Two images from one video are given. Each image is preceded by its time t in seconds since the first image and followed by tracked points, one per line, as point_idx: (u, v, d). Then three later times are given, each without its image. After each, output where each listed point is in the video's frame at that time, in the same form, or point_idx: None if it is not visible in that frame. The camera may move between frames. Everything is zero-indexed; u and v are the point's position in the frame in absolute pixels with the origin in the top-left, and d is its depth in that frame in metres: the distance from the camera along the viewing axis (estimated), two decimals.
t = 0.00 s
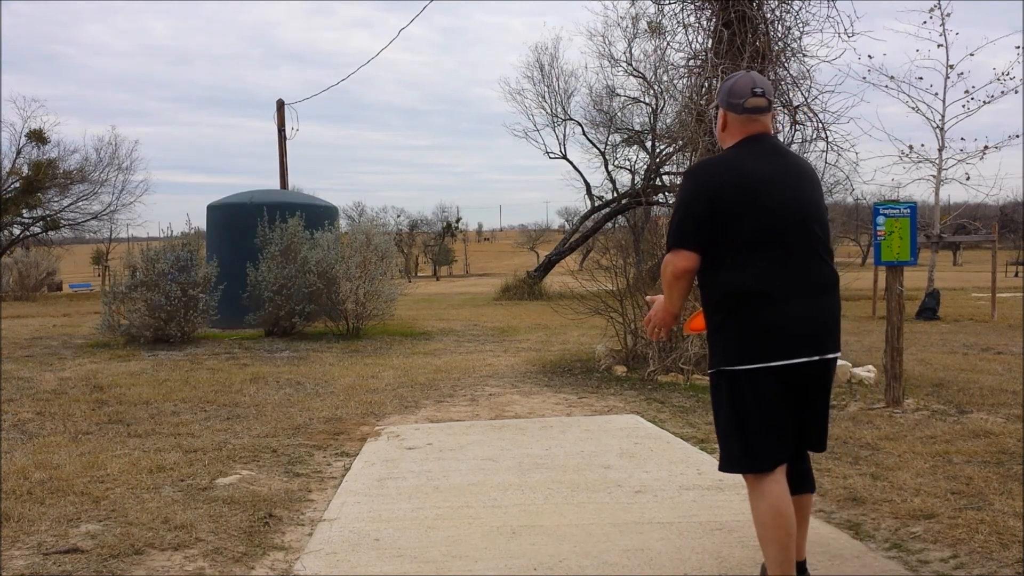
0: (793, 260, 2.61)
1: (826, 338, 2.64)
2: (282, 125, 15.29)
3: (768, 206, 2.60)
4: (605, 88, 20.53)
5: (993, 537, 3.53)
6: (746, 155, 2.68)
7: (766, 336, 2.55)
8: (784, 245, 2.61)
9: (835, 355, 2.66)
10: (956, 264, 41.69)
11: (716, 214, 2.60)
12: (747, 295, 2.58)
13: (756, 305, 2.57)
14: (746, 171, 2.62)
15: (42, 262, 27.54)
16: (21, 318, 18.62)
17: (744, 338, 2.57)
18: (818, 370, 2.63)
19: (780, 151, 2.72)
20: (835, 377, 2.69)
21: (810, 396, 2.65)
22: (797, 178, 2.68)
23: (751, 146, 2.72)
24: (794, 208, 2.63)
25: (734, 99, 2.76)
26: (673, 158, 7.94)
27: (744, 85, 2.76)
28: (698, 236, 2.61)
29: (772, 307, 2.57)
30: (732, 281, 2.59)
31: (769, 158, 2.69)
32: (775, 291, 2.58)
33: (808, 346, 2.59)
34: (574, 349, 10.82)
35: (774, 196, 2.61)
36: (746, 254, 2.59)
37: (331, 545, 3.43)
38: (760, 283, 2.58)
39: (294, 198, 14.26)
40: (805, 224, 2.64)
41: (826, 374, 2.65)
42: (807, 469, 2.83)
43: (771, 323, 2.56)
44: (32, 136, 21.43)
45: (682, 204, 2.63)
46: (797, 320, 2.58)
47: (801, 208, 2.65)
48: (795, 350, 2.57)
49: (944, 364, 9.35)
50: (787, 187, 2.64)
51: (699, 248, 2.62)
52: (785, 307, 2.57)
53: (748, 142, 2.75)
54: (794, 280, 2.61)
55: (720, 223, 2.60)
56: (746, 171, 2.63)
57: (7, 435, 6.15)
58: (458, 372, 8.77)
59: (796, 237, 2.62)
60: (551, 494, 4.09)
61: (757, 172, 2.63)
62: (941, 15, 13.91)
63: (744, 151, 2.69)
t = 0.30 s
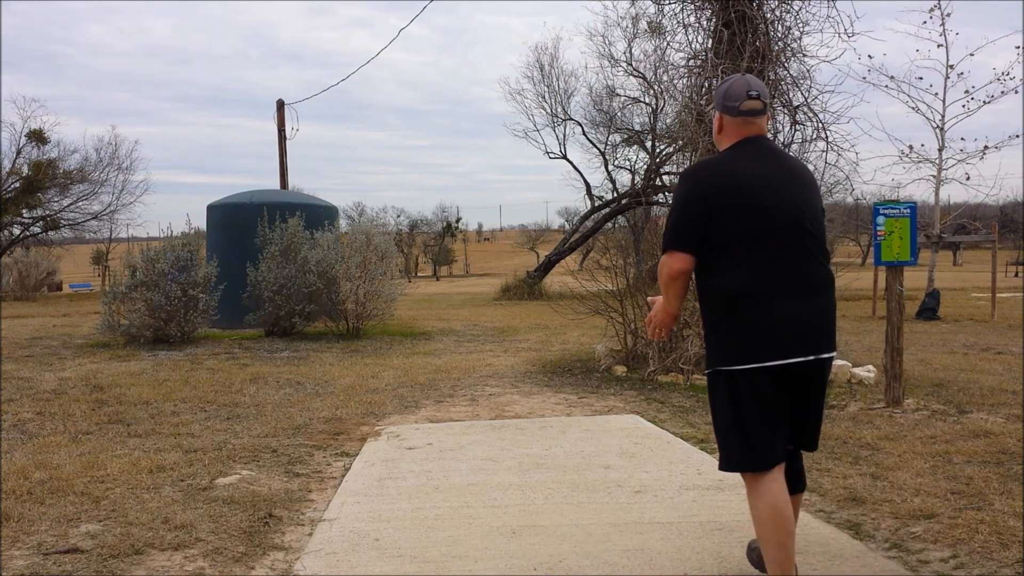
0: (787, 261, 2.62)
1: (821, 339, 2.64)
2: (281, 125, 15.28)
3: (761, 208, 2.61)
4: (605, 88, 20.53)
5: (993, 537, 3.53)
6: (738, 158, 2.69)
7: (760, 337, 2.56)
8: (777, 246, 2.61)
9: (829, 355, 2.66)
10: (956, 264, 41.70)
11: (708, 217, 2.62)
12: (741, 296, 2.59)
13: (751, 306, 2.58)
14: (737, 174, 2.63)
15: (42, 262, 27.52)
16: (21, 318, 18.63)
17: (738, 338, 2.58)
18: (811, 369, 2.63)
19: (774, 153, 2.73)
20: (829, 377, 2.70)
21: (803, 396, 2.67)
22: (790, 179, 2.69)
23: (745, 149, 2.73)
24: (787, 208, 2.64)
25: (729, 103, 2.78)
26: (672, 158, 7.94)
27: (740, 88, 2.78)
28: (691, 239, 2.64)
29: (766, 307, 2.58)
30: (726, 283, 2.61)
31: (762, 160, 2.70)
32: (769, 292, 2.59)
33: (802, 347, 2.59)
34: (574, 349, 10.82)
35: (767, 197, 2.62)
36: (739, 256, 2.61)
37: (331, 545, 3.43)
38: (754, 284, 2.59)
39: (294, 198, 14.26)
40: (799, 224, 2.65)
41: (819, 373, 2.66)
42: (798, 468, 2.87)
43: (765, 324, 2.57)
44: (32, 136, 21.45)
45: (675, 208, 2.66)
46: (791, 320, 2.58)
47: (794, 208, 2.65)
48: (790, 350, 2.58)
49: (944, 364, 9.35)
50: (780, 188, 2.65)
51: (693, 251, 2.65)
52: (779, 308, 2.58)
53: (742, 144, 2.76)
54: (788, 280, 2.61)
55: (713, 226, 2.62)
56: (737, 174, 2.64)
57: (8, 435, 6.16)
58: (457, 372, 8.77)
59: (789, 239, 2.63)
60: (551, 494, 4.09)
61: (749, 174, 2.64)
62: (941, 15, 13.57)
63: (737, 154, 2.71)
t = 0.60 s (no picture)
0: (777, 263, 2.65)
1: (811, 339, 2.66)
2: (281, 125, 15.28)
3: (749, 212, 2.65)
4: (605, 88, 20.53)
5: (993, 537, 3.53)
6: (729, 164, 2.74)
7: (748, 338, 2.61)
8: (767, 248, 2.65)
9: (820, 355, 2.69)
10: (956, 264, 41.70)
11: (696, 223, 2.68)
12: (730, 298, 2.64)
13: (739, 308, 2.63)
14: (725, 179, 2.68)
15: (42, 262, 27.50)
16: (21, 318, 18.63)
17: (727, 340, 2.63)
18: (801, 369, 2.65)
19: (766, 159, 2.76)
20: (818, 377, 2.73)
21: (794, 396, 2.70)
22: (780, 182, 2.72)
23: (737, 155, 2.77)
24: (778, 211, 2.67)
25: (723, 110, 2.82)
26: (673, 158, 7.95)
27: (734, 95, 2.81)
28: (682, 244, 2.71)
29: (754, 309, 2.62)
30: (715, 285, 2.67)
31: (753, 165, 2.73)
32: (758, 294, 2.63)
33: (792, 347, 2.62)
34: (574, 349, 10.82)
35: (755, 201, 2.66)
36: (728, 259, 2.66)
37: (331, 546, 3.43)
38: (743, 286, 2.63)
39: (294, 198, 14.26)
40: (790, 226, 2.68)
41: (808, 373, 2.68)
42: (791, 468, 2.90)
43: (753, 325, 2.61)
44: (32, 136, 21.45)
45: (666, 214, 2.73)
46: (780, 321, 2.61)
47: (784, 211, 2.68)
48: (779, 350, 2.61)
49: (944, 364, 9.35)
50: (770, 192, 2.69)
51: (683, 255, 2.72)
52: (768, 308, 2.62)
53: (735, 150, 2.80)
54: (778, 281, 2.64)
55: (703, 231, 2.68)
56: (726, 179, 2.69)
57: (7, 435, 6.16)
58: (457, 372, 8.77)
59: (779, 241, 2.66)
60: (551, 494, 4.09)
61: (737, 180, 2.69)
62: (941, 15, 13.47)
63: (727, 159, 2.76)
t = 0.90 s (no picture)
0: (773, 265, 2.66)
1: (806, 340, 2.68)
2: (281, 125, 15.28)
3: (745, 215, 2.67)
4: (605, 88, 20.55)
5: (993, 537, 3.53)
6: (725, 167, 2.75)
7: (746, 339, 2.62)
8: (763, 250, 2.66)
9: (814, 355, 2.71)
10: (956, 264, 41.71)
11: (694, 226, 2.70)
12: (727, 299, 2.66)
13: (736, 309, 2.65)
14: (723, 182, 2.70)
15: (42, 262, 27.50)
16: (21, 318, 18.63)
17: (723, 341, 2.65)
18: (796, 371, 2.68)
19: (764, 162, 2.77)
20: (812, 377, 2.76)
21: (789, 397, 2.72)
22: (778, 184, 2.73)
23: (735, 159, 2.79)
24: (774, 214, 2.69)
25: (721, 114, 2.85)
26: (673, 158, 7.94)
27: (732, 100, 2.84)
28: (679, 245, 2.73)
29: (750, 310, 2.64)
30: (712, 286, 2.69)
31: (750, 168, 2.75)
32: (755, 296, 2.65)
33: (789, 348, 2.64)
34: (574, 349, 10.82)
35: (752, 204, 2.68)
36: (725, 261, 2.67)
37: (330, 545, 3.43)
38: (739, 288, 2.65)
39: (293, 198, 14.26)
40: (786, 227, 2.69)
41: (804, 374, 2.70)
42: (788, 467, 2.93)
43: (750, 325, 2.63)
44: (32, 136, 21.46)
45: (663, 217, 2.75)
46: (777, 321, 2.63)
47: (781, 214, 2.70)
48: (777, 349, 2.62)
49: (943, 364, 9.36)
50: (767, 194, 2.70)
51: (680, 256, 2.74)
52: (765, 309, 2.64)
53: (733, 154, 2.82)
54: (774, 283, 2.66)
55: (700, 234, 2.71)
56: (723, 182, 2.71)
57: (7, 435, 6.16)
58: (457, 372, 8.78)
59: (776, 244, 2.67)
60: (551, 494, 4.09)
61: (734, 182, 2.70)
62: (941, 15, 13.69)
63: (725, 163, 2.77)
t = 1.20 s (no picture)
0: (768, 264, 2.72)
1: (798, 338, 2.73)
2: (281, 125, 15.28)
3: (740, 217, 2.73)
4: (605, 88, 20.54)
5: (993, 537, 3.53)
6: (721, 170, 2.81)
7: (740, 336, 2.69)
8: (758, 249, 2.71)
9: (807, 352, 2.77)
10: (956, 264, 41.70)
11: (690, 227, 2.78)
12: (720, 297, 2.73)
13: (730, 306, 2.71)
14: (716, 184, 2.77)
15: (42, 262, 27.50)
16: (21, 318, 18.62)
17: (715, 337, 2.73)
18: (785, 367, 2.74)
19: (759, 164, 2.82)
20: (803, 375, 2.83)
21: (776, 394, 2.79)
22: (773, 186, 2.78)
23: (730, 162, 2.84)
24: (768, 214, 2.74)
25: (718, 118, 2.89)
26: (673, 158, 7.94)
27: (728, 104, 2.89)
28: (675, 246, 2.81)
29: (744, 308, 2.70)
30: (706, 285, 2.76)
31: (745, 170, 2.80)
32: (749, 294, 2.71)
33: (779, 345, 2.70)
34: (574, 349, 10.82)
35: (747, 205, 2.74)
36: (721, 260, 2.74)
37: (330, 545, 3.43)
38: (733, 286, 2.71)
39: (293, 199, 14.26)
40: (780, 228, 2.75)
41: (794, 370, 2.75)
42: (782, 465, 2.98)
43: (742, 323, 2.69)
44: (32, 136, 21.46)
45: (659, 218, 2.83)
46: (771, 318, 2.69)
47: (775, 214, 2.76)
48: (767, 345, 2.69)
49: (943, 364, 9.36)
50: (761, 195, 2.75)
51: (675, 256, 2.82)
52: (759, 306, 2.70)
53: (728, 156, 2.87)
54: (769, 282, 2.72)
55: (695, 235, 2.78)
56: (719, 184, 2.78)
57: (7, 435, 6.16)
58: (457, 372, 8.78)
59: (768, 243, 2.72)
60: (551, 494, 4.10)
61: (730, 185, 2.76)
62: (941, 13, 13.31)
63: (720, 166, 2.83)
